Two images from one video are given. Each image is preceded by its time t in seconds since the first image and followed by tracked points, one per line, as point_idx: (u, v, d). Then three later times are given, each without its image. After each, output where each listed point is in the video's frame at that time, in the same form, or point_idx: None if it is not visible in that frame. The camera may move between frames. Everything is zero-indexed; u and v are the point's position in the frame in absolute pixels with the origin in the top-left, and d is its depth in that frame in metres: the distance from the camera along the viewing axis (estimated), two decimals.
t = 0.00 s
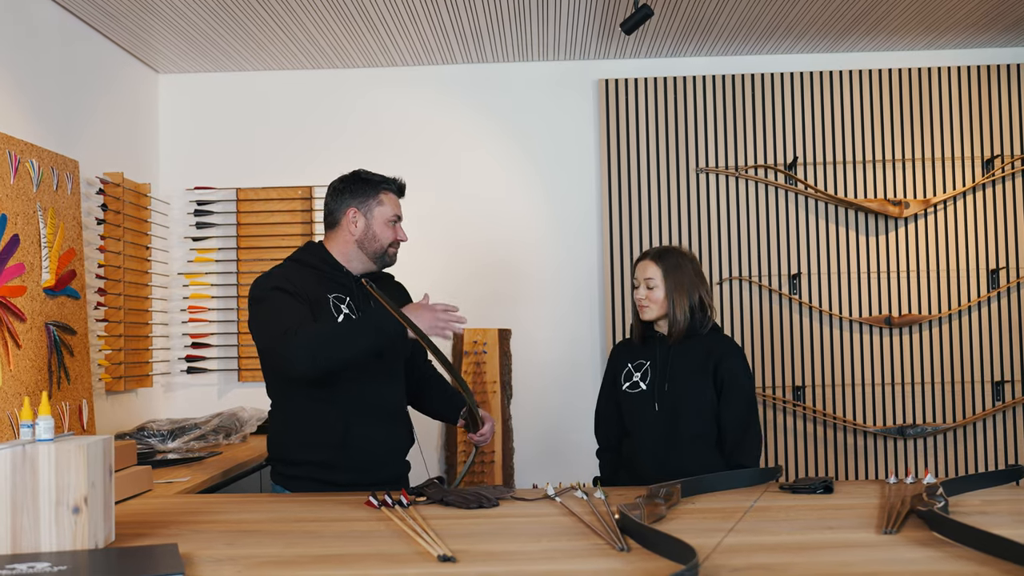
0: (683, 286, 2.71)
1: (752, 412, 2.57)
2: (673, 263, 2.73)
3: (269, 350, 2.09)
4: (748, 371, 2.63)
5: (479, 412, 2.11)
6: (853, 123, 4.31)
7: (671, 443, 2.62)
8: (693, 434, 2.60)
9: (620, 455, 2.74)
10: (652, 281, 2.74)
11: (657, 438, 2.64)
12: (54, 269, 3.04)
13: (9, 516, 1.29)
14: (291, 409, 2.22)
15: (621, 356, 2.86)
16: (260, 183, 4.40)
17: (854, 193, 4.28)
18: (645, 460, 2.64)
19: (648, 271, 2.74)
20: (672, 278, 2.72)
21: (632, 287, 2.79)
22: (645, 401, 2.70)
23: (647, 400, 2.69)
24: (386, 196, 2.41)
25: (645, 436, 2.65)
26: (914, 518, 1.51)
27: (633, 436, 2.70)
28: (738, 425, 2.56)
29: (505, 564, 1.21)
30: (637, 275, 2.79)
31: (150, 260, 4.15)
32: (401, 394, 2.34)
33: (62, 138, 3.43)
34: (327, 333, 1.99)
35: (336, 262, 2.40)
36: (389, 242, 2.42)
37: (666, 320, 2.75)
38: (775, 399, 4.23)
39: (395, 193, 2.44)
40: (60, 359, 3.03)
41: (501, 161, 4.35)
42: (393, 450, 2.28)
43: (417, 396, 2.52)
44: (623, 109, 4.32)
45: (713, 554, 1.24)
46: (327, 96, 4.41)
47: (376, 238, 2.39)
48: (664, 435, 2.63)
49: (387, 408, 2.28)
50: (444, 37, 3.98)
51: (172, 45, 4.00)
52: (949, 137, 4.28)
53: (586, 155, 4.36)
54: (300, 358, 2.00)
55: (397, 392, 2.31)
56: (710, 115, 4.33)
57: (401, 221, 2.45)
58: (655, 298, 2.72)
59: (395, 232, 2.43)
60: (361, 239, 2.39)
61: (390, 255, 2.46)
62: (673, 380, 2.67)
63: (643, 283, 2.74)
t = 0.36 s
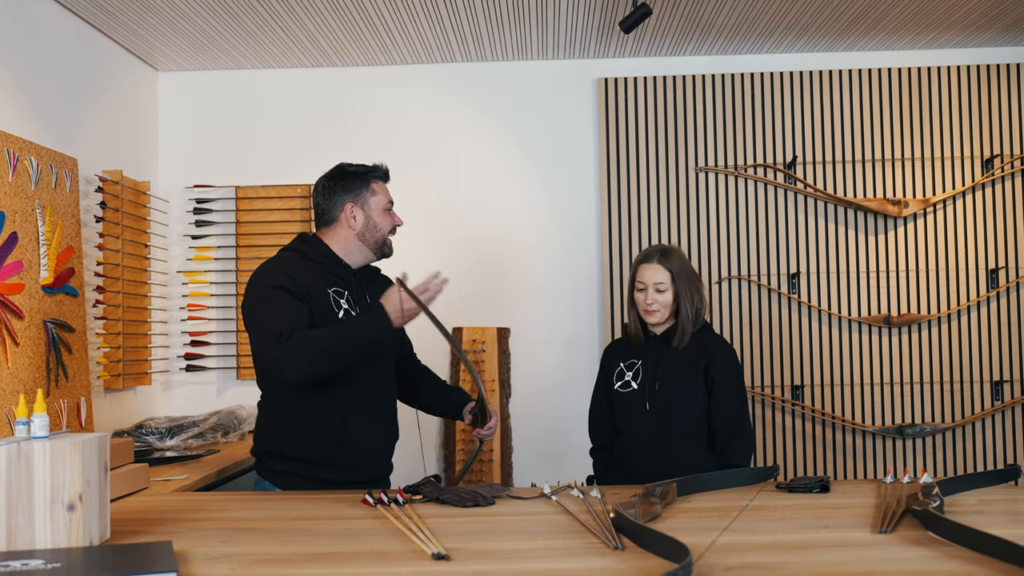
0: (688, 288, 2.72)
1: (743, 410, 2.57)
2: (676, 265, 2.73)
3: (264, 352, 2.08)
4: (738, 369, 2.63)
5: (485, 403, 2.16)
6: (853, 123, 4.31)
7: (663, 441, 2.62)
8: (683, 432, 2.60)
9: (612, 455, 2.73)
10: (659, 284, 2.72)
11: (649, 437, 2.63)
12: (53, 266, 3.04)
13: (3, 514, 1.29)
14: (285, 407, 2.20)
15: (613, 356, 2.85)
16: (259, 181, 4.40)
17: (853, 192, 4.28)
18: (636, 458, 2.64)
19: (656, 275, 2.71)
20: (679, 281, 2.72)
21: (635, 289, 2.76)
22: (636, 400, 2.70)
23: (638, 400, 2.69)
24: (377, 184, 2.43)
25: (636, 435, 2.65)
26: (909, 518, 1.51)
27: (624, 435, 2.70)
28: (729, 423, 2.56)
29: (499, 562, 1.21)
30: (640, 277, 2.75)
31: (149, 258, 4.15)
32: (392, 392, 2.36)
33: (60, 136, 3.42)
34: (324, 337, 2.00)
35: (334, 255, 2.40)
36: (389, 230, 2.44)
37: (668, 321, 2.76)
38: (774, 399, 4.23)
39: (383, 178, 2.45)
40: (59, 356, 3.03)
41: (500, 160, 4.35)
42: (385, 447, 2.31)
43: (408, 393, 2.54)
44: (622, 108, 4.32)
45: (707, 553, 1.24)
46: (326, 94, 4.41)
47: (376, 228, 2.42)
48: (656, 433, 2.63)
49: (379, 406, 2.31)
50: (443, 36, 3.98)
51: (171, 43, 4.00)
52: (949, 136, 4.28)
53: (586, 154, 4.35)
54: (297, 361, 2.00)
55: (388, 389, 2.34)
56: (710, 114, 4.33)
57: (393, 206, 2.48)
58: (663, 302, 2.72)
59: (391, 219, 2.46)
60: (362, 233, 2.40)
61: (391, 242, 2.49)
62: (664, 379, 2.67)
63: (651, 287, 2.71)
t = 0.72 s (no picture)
0: (683, 292, 2.72)
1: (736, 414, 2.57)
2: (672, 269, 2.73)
3: (227, 373, 2.13)
4: (732, 372, 2.63)
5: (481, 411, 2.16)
6: (856, 124, 4.30)
7: (656, 444, 2.63)
8: (676, 436, 2.61)
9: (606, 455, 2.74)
10: (655, 288, 2.71)
11: (643, 440, 2.64)
12: (55, 266, 3.04)
13: (3, 513, 1.30)
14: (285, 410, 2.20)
15: (606, 358, 2.83)
16: (262, 182, 4.41)
17: (857, 193, 4.27)
18: (630, 461, 2.65)
19: (652, 279, 2.71)
20: (674, 285, 2.72)
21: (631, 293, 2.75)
22: (629, 403, 2.69)
23: (631, 402, 2.69)
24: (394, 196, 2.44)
25: (629, 438, 2.66)
26: (910, 519, 1.51)
27: (618, 437, 2.70)
28: (722, 426, 2.55)
29: (499, 563, 1.21)
30: (636, 279, 2.74)
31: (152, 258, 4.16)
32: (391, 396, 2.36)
33: (64, 136, 3.43)
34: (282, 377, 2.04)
35: (338, 260, 2.39)
36: (399, 243, 2.45)
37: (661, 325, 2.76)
38: (776, 400, 4.22)
39: (400, 191, 2.46)
40: (61, 356, 3.04)
41: (503, 160, 4.35)
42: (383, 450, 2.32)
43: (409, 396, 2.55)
44: (625, 109, 4.32)
45: (706, 554, 1.24)
46: (329, 94, 4.42)
47: (386, 239, 2.42)
48: (650, 436, 2.64)
49: (378, 410, 2.31)
50: (446, 36, 3.98)
51: (174, 43, 4.00)
52: (953, 137, 4.27)
53: (589, 155, 4.35)
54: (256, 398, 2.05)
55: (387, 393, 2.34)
56: (713, 115, 4.32)
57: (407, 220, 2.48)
58: (658, 306, 2.71)
59: (403, 233, 2.46)
60: (371, 243, 2.40)
61: (398, 256, 2.49)
62: (657, 382, 2.67)
63: (647, 290, 2.71)
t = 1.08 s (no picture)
0: (681, 292, 2.71)
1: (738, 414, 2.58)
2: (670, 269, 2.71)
3: (231, 374, 2.14)
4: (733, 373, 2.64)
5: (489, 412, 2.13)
6: (859, 124, 4.29)
7: (660, 446, 2.62)
8: (680, 437, 2.60)
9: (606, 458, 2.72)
10: (653, 288, 2.69)
11: (646, 442, 2.63)
12: (59, 266, 3.06)
13: (4, 512, 1.30)
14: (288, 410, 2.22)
15: (605, 360, 2.81)
16: (265, 182, 4.41)
17: (860, 194, 4.27)
18: (634, 463, 2.64)
19: (650, 279, 2.69)
20: (672, 285, 2.71)
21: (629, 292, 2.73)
22: (631, 405, 2.68)
23: (633, 405, 2.68)
24: (366, 184, 2.37)
25: (632, 440, 2.64)
26: (910, 521, 1.51)
27: (621, 439, 2.68)
28: (725, 426, 2.57)
29: (498, 563, 1.22)
30: (633, 280, 2.72)
31: (156, 258, 4.17)
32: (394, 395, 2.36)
33: (67, 136, 3.44)
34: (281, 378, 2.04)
35: (337, 260, 2.40)
36: (360, 230, 2.32)
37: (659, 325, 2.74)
38: (779, 401, 4.22)
39: (376, 182, 2.37)
40: (64, 355, 3.05)
41: (506, 160, 4.35)
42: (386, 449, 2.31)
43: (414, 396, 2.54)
44: (628, 110, 4.32)
45: (705, 555, 1.24)
46: (332, 94, 4.42)
47: (347, 225, 2.34)
48: (653, 438, 2.63)
49: (380, 408, 2.30)
50: (449, 37, 3.98)
51: (178, 43, 4.01)
52: (957, 138, 4.27)
53: (592, 155, 4.35)
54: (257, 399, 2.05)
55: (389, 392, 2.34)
56: (717, 116, 4.32)
57: (381, 211, 2.35)
58: (657, 306, 2.69)
59: (371, 222, 2.34)
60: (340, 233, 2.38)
61: (367, 248, 2.33)
62: (659, 384, 2.66)
63: (645, 291, 2.69)
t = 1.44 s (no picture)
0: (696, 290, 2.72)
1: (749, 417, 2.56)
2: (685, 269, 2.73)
3: (232, 373, 2.14)
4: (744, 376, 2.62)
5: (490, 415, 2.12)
6: (863, 124, 4.29)
7: (666, 447, 2.60)
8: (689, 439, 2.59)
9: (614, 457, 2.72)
10: (668, 287, 2.71)
11: (653, 442, 2.62)
12: (62, 265, 3.06)
13: (7, 511, 1.30)
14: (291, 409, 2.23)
15: (616, 359, 2.82)
16: (268, 181, 4.42)
17: (864, 194, 4.26)
18: (644, 464, 2.61)
19: (665, 278, 2.71)
20: (686, 284, 2.72)
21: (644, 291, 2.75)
22: (639, 405, 2.67)
23: (641, 405, 2.67)
24: (366, 184, 2.37)
25: (639, 440, 2.63)
26: (913, 520, 1.51)
27: (627, 439, 2.68)
28: (736, 430, 2.56)
29: (500, 562, 1.22)
30: (648, 278, 2.74)
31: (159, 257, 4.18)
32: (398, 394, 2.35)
33: (71, 135, 3.44)
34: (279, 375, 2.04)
35: (340, 260, 2.41)
36: (359, 230, 2.33)
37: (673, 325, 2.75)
38: (783, 400, 4.21)
39: (376, 181, 2.36)
40: (68, 355, 3.05)
41: (509, 159, 4.35)
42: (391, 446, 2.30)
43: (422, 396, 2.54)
44: (631, 109, 4.32)
45: (707, 555, 1.23)
46: (335, 93, 4.42)
47: (348, 225, 2.35)
48: (660, 439, 2.61)
49: (384, 407, 2.30)
50: (452, 36, 3.98)
51: (181, 43, 4.01)
52: (960, 137, 4.26)
53: (595, 155, 4.35)
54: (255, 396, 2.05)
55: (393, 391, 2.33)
56: (720, 115, 4.32)
57: (381, 210, 2.34)
58: (671, 305, 2.71)
59: (370, 221, 2.34)
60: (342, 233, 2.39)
61: (367, 247, 2.34)
62: (667, 384, 2.65)
63: (660, 288, 2.70)
